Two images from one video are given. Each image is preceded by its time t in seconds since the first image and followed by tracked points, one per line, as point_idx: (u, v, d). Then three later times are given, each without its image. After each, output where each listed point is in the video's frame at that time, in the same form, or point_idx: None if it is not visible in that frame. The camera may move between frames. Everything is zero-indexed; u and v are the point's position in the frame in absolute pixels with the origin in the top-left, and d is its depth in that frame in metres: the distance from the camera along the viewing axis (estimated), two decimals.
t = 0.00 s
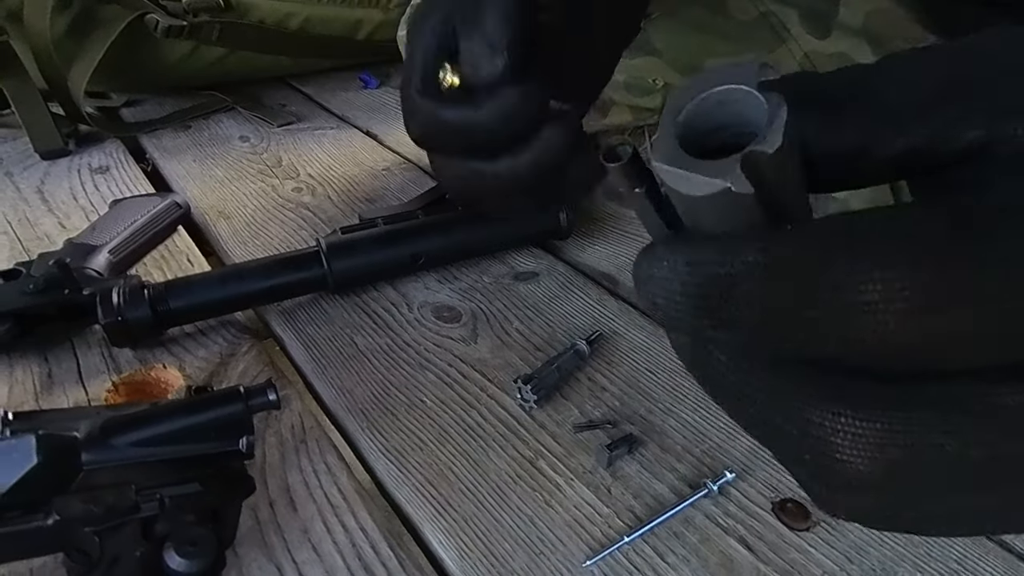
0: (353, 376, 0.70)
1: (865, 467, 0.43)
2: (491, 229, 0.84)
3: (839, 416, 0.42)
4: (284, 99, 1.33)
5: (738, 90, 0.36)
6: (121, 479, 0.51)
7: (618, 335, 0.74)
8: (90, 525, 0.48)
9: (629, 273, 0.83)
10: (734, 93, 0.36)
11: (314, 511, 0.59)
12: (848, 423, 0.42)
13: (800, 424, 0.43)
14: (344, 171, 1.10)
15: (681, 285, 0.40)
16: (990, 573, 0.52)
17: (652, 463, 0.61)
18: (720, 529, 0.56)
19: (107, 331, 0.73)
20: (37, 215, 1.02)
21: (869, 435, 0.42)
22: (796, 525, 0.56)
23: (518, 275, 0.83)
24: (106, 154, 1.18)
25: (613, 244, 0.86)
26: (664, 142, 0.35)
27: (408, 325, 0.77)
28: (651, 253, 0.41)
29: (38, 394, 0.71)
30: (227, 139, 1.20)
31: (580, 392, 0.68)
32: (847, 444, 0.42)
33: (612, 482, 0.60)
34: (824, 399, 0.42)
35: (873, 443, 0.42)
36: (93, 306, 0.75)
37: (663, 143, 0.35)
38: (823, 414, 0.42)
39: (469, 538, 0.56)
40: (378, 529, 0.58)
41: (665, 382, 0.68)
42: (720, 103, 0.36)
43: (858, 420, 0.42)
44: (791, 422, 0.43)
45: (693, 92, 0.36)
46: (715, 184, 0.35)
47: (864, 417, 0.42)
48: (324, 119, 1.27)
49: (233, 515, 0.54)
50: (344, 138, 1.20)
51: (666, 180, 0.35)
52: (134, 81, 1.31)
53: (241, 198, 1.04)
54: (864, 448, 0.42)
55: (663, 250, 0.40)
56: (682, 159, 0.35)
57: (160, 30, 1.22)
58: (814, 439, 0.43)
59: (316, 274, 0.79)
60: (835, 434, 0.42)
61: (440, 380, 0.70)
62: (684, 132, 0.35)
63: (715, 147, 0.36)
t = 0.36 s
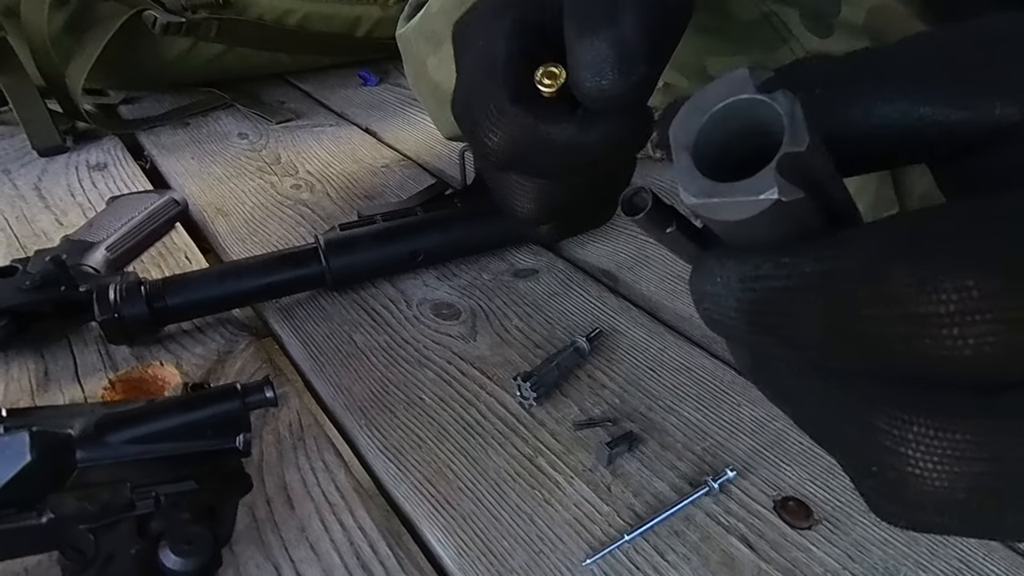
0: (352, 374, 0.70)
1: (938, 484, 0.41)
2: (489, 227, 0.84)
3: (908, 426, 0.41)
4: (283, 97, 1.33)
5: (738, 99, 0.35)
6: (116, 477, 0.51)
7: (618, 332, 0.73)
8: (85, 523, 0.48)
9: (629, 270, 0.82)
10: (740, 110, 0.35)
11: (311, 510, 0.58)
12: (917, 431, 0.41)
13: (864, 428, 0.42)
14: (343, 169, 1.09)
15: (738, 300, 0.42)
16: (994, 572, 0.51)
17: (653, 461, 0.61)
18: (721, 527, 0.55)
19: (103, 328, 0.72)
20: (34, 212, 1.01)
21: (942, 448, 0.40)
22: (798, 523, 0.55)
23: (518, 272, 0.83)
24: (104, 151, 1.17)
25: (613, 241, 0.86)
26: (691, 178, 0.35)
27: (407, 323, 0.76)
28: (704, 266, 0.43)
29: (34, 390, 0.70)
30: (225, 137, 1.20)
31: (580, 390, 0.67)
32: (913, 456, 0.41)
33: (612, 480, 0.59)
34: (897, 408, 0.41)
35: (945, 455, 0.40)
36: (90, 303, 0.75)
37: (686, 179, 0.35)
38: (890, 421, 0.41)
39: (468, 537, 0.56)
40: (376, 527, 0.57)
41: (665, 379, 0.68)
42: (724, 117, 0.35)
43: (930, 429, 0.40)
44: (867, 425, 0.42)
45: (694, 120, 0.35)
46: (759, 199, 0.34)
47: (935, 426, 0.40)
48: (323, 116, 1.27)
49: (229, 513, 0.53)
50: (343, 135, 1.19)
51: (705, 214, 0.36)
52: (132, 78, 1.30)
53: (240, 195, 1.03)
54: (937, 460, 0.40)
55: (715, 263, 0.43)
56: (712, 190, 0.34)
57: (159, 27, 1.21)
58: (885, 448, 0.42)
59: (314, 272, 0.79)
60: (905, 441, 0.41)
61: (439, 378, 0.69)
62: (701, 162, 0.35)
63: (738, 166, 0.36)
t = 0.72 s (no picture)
0: (352, 370, 0.70)
1: (915, 426, 0.42)
2: (489, 222, 0.84)
3: (887, 366, 0.43)
4: (283, 93, 1.33)
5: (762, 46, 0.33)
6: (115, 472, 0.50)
7: (620, 328, 0.73)
8: (84, 517, 0.47)
9: (631, 265, 0.82)
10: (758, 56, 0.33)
11: (312, 505, 0.57)
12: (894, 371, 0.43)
13: (849, 373, 0.44)
14: (343, 164, 1.09)
15: (726, 245, 0.42)
16: (999, 567, 0.51)
17: (655, 457, 0.60)
18: (724, 522, 0.55)
19: (102, 323, 0.72)
20: (33, 208, 1.01)
21: (921, 388, 0.42)
22: (802, 518, 0.55)
23: (519, 268, 0.83)
24: (103, 147, 1.17)
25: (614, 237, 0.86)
26: (695, 117, 0.34)
27: (408, 319, 0.76)
28: (703, 214, 0.42)
29: (32, 386, 0.70)
30: (225, 133, 1.19)
31: (582, 385, 0.67)
32: (893, 397, 0.43)
33: (614, 475, 0.59)
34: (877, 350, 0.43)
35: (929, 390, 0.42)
36: (90, 299, 0.75)
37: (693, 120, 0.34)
38: (873, 363, 0.43)
39: (470, 533, 0.55)
40: (377, 524, 0.56)
41: (668, 374, 0.67)
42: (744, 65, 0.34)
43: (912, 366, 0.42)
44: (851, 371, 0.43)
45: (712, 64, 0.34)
46: (755, 149, 0.33)
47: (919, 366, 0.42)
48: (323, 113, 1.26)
49: (228, 507, 0.53)
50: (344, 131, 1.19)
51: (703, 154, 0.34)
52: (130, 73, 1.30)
53: (240, 191, 1.03)
54: (915, 400, 0.42)
55: (712, 211, 0.41)
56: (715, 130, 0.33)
57: (157, 22, 1.19)
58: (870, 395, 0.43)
59: (314, 267, 0.78)
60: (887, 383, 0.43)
61: (440, 373, 0.69)
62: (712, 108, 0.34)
63: (747, 117, 0.34)
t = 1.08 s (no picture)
0: (354, 368, 0.70)
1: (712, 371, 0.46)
2: (489, 220, 0.84)
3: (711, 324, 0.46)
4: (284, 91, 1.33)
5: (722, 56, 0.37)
6: (117, 469, 0.51)
7: (621, 326, 0.73)
8: (87, 514, 0.47)
9: (633, 263, 0.82)
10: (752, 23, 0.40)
11: (314, 502, 0.57)
12: (714, 280, 0.51)
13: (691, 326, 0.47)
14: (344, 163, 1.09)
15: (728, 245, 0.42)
16: (999, 564, 0.51)
17: (657, 455, 0.60)
18: (726, 520, 0.55)
19: (105, 320, 0.72)
20: (35, 207, 1.01)
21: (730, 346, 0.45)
22: (803, 515, 0.55)
23: (520, 266, 0.83)
24: (104, 146, 1.17)
25: (615, 235, 0.86)
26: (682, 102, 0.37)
27: (409, 317, 0.76)
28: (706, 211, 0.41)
29: (35, 383, 0.70)
30: (226, 131, 1.20)
31: (584, 383, 0.67)
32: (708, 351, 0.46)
33: (616, 473, 0.59)
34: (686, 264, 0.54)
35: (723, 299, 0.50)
36: (92, 296, 0.75)
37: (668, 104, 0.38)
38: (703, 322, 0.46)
39: (472, 530, 0.55)
40: (378, 523, 0.56)
41: (669, 372, 0.68)
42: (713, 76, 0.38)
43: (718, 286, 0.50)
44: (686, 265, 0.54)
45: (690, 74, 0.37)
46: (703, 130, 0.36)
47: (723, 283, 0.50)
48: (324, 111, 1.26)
49: (231, 504, 0.52)
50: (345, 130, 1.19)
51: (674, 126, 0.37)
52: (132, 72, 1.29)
53: (241, 189, 1.03)
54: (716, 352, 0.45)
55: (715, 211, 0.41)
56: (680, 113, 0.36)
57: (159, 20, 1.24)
58: (691, 279, 0.53)
59: (315, 265, 0.78)
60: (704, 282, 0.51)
61: (442, 371, 0.69)
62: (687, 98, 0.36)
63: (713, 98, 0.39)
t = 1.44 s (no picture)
0: (356, 369, 0.70)
1: (744, 385, 0.47)
2: (489, 223, 0.85)
3: (745, 338, 0.46)
4: (285, 93, 1.33)
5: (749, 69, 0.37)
6: (123, 470, 0.51)
7: (620, 328, 0.74)
8: (94, 515, 0.48)
9: (632, 265, 0.83)
10: (749, 48, 0.36)
11: (316, 503, 0.58)
12: (753, 342, 0.46)
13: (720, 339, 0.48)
14: (345, 165, 1.10)
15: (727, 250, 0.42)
16: (992, 564, 0.52)
17: (655, 456, 0.61)
18: (723, 520, 0.56)
19: (109, 323, 0.73)
20: (38, 209, 1.02)
21: (767, 368, 0.46)
22: (800, 516, 0.56)
23: (521, 268, 0.84)
24: (106, 147, 1.18)
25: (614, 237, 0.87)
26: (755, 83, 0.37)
27: (410, 319, 0.77)
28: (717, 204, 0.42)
29: (39, 385, 0.70)
30: (227, 133, 1.20)
31: (583, 385, 0.68)
32: (740, 365, 0.47)
33: (615, 474, 0.59)
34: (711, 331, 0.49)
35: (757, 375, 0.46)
36: (96, 298, 0.75)
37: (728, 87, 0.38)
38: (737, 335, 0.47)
39: (472, 530, 0.56)
40: (380, 523, 0.57)
41: (668, 374, 0.68)
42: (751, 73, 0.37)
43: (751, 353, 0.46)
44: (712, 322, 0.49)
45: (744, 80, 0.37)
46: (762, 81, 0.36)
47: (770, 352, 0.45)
48: (325, 113, 1.27)
49: (235, 505, 0.53)
50: (346, 132, 1.20)
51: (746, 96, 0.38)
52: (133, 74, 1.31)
53: (242, 192, 1.04)
54: (747, 370, 0.46)
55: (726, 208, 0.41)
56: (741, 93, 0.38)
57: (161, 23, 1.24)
58: (722, 353, 0.48)
59: (317, 268, 0.79)
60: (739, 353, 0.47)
61: (443, 373, 0.70)
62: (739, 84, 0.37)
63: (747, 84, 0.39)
